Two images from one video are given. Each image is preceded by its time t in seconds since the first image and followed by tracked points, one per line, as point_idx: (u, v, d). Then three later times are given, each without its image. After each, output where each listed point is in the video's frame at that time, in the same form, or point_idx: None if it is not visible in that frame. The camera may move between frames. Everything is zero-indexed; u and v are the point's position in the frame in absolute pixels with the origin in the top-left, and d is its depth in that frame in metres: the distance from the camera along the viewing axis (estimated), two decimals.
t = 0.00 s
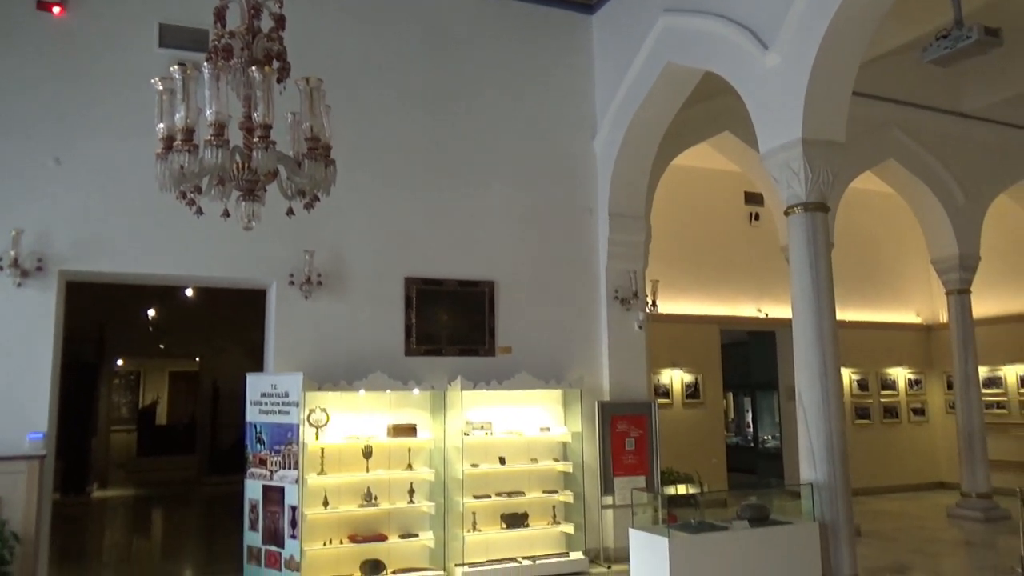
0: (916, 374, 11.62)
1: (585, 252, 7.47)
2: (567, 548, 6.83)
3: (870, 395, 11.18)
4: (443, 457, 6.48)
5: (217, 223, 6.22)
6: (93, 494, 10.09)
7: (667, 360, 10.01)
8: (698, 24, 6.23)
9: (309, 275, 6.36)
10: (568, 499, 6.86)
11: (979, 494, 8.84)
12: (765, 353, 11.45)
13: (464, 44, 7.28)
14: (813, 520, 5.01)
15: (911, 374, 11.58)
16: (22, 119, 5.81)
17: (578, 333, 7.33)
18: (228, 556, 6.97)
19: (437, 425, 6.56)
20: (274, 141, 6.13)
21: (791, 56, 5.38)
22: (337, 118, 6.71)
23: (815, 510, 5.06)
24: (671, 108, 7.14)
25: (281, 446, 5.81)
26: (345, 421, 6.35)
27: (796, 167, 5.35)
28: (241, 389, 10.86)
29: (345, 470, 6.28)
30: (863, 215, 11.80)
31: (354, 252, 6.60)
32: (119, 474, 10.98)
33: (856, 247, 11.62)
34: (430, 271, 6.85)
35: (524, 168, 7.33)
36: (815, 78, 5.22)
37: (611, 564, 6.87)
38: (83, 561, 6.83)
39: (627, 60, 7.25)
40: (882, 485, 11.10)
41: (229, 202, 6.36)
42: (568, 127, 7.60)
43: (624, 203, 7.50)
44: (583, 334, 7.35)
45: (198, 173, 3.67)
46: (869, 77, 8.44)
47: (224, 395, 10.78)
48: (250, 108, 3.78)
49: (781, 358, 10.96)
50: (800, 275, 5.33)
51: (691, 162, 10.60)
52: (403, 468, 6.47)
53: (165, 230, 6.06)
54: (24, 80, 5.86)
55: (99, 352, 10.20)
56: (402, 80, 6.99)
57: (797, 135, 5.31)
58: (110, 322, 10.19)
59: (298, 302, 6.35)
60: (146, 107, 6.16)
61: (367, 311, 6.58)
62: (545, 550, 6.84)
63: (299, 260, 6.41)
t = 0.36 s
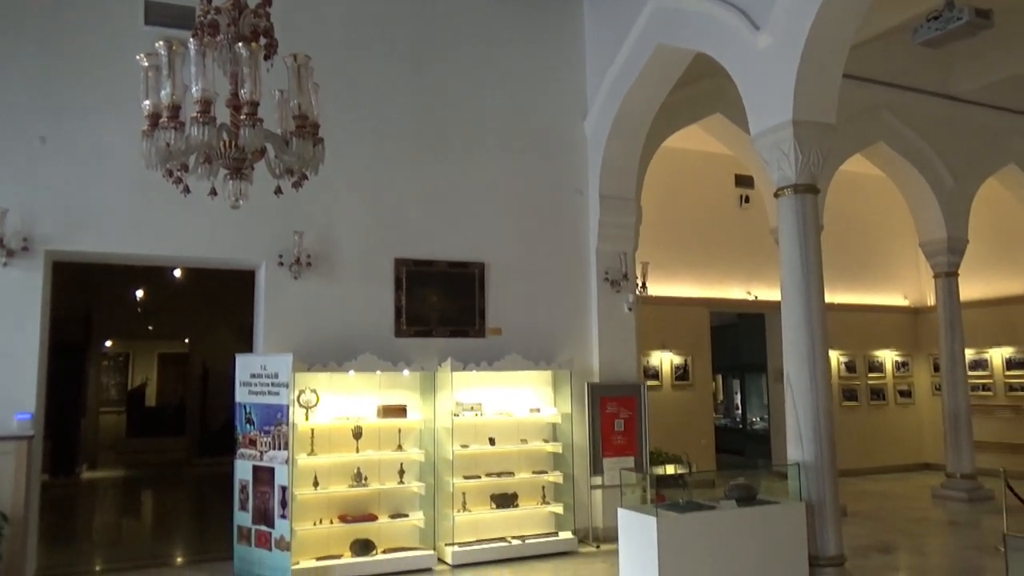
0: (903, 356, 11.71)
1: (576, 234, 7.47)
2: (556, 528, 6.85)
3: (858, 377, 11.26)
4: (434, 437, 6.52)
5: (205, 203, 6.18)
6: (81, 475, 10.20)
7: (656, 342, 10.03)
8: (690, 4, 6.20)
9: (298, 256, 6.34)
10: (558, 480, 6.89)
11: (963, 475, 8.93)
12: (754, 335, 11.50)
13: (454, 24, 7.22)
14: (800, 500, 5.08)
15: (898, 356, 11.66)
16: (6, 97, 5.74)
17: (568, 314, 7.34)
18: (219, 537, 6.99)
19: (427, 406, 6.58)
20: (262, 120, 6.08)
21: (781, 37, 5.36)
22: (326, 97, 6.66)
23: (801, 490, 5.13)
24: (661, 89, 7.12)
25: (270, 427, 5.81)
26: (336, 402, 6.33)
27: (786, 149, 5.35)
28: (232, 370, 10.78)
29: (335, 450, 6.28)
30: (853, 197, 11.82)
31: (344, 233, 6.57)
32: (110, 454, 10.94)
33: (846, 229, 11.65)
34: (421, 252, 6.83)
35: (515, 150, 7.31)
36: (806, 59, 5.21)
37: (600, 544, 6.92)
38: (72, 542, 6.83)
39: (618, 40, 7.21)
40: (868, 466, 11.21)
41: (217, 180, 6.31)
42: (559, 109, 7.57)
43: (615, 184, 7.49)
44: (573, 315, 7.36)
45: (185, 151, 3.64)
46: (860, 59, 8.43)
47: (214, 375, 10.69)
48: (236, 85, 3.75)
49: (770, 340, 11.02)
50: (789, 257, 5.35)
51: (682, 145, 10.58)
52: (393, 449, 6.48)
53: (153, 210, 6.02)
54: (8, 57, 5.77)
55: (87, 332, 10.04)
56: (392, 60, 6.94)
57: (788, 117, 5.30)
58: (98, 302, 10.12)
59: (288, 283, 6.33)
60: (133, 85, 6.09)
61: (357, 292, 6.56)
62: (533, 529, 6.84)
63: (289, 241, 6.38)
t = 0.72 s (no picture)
0: (890, 339, 11.79)
1: (566, 216, 7.47)
2: (546, 508, 6.93)
3: (845, 359, 11.34)
4: (423, 419, 6.54)
5: (193, 183, 6.13)
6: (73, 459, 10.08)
7: (646, 325, 10.05)
8: None
9: (287, 237, 6.31)
10: (546, 461, 6.93)
11: (948, 457, 9.03)
12: (743, 318, 11.56)
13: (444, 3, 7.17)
14: (787, 480, 5.13)
15: (885, 339, 11.75)
16: None
17: (558, 296, 7.35)
18: (209, 518, 7.01)
19: (416, 387, 6.58)
20: (250, 99, 6.03)
21: (773, 19, 5.35)
22: (315, 77, 6.60)
23: (788, 470, 5.19)
24: (652, 71, 7.10)
25: (259, 408, 5.82)
26: (326, 383, 6.32)
27: (776, 131, 5.35)
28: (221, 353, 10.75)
29: (325, 432, 6.30)
30: (842, 181, 11.85)
31: (333, 215, 6.54)
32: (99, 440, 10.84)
33: (835, 213, 11.69)
34: (410, 234, 6.81)
35: (505, 131, 7.28)
36: (797, 41, 5.20)
37: (588, 524, 7.03)
38: (61, 523, 6.83)
39: (610, 21, 7.18)
40: (854, 448, 11.32)
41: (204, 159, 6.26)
42: (550, 90, 7.54)
43: (605, 167, 7.49)
44: (564, 297, 7.38)
45: (173, 129, 3.62)
46: (850, 42, 8.43)
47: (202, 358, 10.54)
48: (224, 63, 3.71)
49: (758, 323, 11.07)
50: (778, 238, 5.37)
51: (672, 128, 10.56)
52: (382, 430, 6.49)
53: (140, 190, 5.97)
54: None
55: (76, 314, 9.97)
56: (381, 40, 6.89)
57: (778, 99, 5.29)
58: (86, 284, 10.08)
59: (277, 264, 6.31)
60: (119, 63, 6.03)
61: (346, 273, 6.54)
62: (522, 510, 6.90)
63: (278, 222, 6.35)
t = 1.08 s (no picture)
0: (872, 319, 11.90)
1: (550, 198, 7.46)
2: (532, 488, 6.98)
3: (828, 339, 11.43)
4: (409, 401, 6.55)
5: (174, 165, 6.07)
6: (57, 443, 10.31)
7: (631, 307, 10.08)
8: None
9: (270, 220, 6.27)
10: (532, 442, 6.96)
11: (928, 434, 9.14)
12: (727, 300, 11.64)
13: None
14: (770, 458, 5.20)
15: (868, 319, 11.85)
16: None
17: (543, 278, 7.36)
18: (195, 503, 7.00)
19: (402, 370, 6.57)
20: (230, 80, 5.97)
21: None
22: (297, 59, 6.54)
23: (771, 449, 5.25)
24: (637, 52, 7.08)
25: (244, 392, 5.80)
26: (311, 366, 6.31)
27: (760, 112, 5.35)
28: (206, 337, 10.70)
29: (311, 415, 6.29)
30: (826, 162, 11.90)
31: (317, 197, 6.50)
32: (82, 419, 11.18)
33: (818, 194, 11.75)
34: (395, 217, 6.78)
35: (490, 112, 7.25)
36: (781, 21, 5.19)
37: (574, 504, 7.10)
38: (45, 509, 6.80)
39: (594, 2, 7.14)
40: (836, 426, 11.44)
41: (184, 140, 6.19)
42: (534, 71, 7.51)
43: (590, 148, 7.48)
44: (549, 279, 7.38)
45: (152, 110, 3.58)
46: (834, 22, 8.43)
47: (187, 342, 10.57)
48: (203, 43, 3.67)
49: (742, 304, 11.14)
50: (762, 219, 5.40)
51: (656, 110, 10.55)
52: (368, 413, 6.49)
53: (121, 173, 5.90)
54: None
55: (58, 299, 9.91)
56: (364, 21, 6.82)
57: (762, 80, 5.29)
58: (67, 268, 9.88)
59: (260, 247, 6.27)
60: (97, 43, 5.94)
61: (330, 256, 6.51)
62: (508, 491, 6.94)
63: (261, 205, 6.30)
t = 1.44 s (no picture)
0: (822, 298, 12.15)
1: (505, 179, 7.44)
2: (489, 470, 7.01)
3: (779, 318, 11.65)
4: (365, 385, 6.51)
5: (118, 147, 5.90)
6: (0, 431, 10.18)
7: (587, 288, 10.13)
8: None
9: (220, 203, 6.14)
10: (489, 424, 6.99)
11: (875, 409, 9.40)
12: (682, 281, 11.78)
13: None
14: (722, 435, 5.30)
15: (818, 298, 12.10)
16: None
17: (499, 261, 7.35)
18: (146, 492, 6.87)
19: (357, 354, 6.51)
20: (174, 58, 5.81)
21: None
22: (246, 38, 6.40)
23: (722, 426, 5.36)
24: (591, 33, 7.08)
25: (195, 378, 5.71)
26: (265, 351, 6.21)
27: (712, 94, 5.40)
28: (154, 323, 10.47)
29: (265, 400, 6.21)
30: (777, 144, 12.07)
31: (267, 180, 6.39)
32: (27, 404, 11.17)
33: (770, 176, 11.92)
34: (348, 199, 6.70)
35: (443, 93, 7.19)
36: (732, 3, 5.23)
37: (531, 484, 7.15)
38: None
39: None
40: (787, 403, 11.69)
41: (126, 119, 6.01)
42: (488, 52, 7.46)
43: (544, 130, 7.47)
44: (505, 261, 7.38)
45: (91, 88, 3.47)
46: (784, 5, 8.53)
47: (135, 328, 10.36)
48: (144, 19, 3.57)
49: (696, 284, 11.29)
50: (713, 199, 5.46)
51: (610, 91, 10.58)
52: (324, 397, 6.43)
53: (62, 154, 5.71)
54: None
55: None
56: None
57: (714, 61, 5.33)
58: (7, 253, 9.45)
59: (209, 231, 6.14)
60: (35, 19, 5.72)
61: (282, 239, 6.42)
62: (466, 473, 6.96)
63: (209, 188, 6.17)
